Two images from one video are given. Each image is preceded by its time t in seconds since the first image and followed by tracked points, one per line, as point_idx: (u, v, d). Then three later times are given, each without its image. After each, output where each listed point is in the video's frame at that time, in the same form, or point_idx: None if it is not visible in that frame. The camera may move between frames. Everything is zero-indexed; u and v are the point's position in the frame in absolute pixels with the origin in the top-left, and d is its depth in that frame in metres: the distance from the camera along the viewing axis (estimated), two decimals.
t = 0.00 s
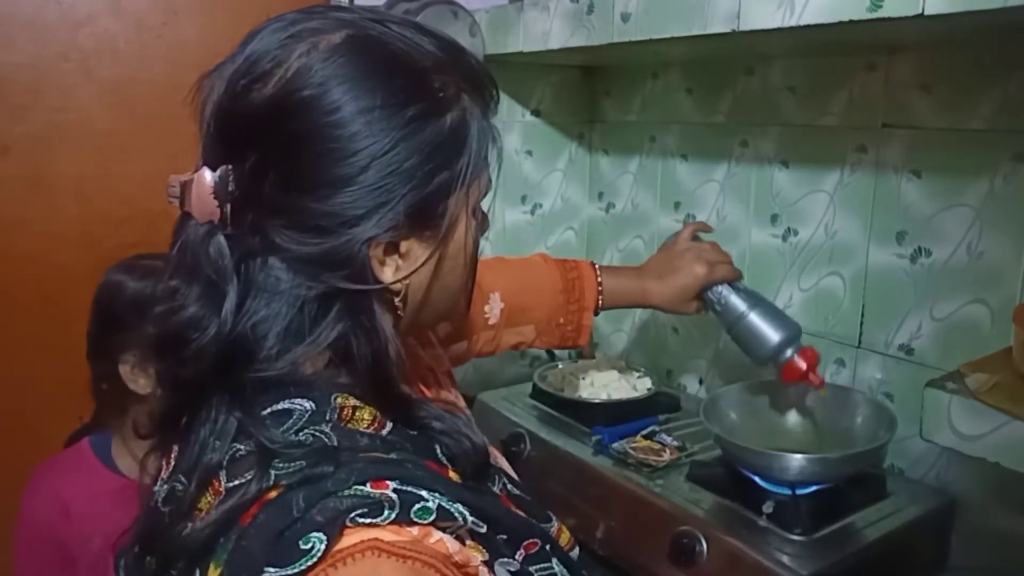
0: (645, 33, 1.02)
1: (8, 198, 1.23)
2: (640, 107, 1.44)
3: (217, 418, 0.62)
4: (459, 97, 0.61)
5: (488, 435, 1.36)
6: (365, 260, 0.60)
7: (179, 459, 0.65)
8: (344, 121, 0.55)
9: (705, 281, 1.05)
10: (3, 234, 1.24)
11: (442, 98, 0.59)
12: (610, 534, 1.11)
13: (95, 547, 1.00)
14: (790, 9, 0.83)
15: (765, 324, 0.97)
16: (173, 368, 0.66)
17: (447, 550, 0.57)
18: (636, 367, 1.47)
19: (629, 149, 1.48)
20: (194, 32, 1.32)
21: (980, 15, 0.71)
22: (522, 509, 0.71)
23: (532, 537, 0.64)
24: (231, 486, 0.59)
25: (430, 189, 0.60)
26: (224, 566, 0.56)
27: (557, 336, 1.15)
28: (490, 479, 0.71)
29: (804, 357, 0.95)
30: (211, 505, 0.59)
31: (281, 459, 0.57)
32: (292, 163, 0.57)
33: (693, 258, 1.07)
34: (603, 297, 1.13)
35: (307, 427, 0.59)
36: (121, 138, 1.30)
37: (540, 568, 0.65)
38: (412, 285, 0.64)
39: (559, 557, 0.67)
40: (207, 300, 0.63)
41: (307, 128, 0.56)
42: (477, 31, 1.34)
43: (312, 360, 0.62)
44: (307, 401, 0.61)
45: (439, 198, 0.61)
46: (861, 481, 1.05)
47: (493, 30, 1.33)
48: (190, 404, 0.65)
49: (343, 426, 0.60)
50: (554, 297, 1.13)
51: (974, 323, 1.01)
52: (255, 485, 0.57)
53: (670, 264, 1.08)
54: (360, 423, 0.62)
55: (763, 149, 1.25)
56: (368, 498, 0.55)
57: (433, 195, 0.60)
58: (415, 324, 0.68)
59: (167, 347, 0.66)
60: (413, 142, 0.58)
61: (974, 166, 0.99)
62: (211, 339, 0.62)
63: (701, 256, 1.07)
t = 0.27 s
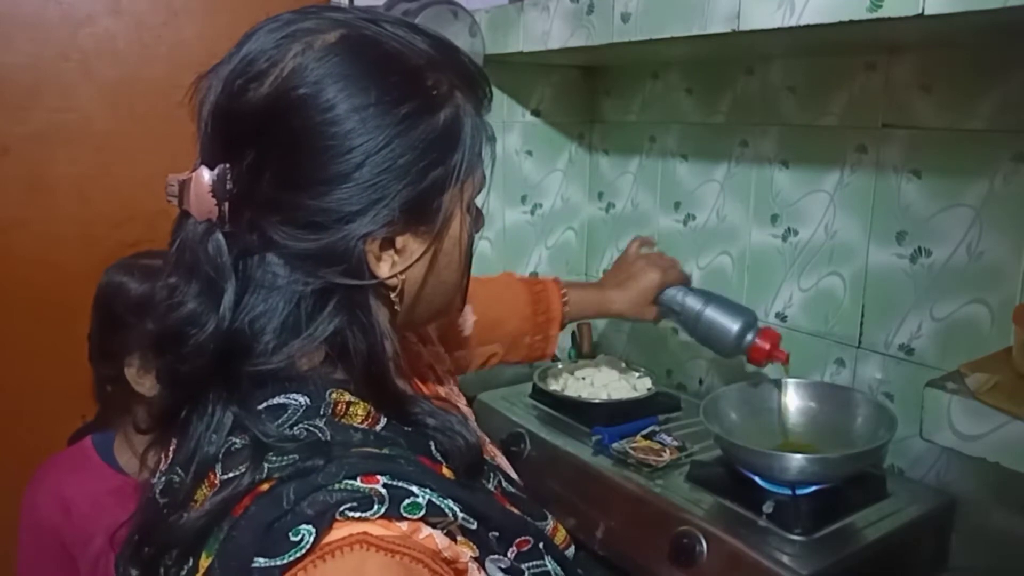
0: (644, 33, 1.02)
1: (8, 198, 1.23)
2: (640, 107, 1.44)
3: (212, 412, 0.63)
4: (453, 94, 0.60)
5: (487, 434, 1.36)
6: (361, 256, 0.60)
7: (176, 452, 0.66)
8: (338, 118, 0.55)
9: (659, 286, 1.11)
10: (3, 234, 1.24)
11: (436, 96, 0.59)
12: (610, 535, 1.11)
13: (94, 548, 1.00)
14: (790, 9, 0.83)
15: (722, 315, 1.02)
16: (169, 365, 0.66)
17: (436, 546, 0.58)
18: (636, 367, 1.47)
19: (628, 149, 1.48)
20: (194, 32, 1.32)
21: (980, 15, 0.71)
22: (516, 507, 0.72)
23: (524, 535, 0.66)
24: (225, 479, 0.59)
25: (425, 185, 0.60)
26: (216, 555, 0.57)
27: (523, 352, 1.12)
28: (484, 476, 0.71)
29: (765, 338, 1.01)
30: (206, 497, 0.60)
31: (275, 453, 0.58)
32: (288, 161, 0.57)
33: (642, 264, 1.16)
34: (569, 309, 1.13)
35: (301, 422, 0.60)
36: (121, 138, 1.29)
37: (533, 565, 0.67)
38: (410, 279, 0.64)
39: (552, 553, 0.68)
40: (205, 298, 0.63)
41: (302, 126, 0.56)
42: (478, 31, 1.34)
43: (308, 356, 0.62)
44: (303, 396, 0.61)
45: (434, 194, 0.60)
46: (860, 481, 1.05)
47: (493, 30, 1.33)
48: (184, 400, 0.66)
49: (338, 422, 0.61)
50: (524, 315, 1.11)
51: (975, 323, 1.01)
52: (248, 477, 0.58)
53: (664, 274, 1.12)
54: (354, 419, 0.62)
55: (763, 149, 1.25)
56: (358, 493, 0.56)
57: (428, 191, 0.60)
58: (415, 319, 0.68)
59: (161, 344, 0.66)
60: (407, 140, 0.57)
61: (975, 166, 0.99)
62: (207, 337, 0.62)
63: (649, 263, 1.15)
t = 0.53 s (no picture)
0: (644, 33, 1.02)
1: (8, 197, 1.23)
2: (641, 107, 1.44)
3: (211, 395, 0.66)
4: (424, 85, 0.62)
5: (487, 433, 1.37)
6: (344, 243, 0.62)
7: (180, 436, 0.68)
8: (314, 113, 0.57)
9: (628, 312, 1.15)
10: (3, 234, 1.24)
11: (408, 87, 0.61)
12: (611, 535, 1.11)
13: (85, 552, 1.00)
14: (790, 8, 0.83)
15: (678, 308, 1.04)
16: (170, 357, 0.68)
17: (438, 510, 0.61)
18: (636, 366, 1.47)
19: (629, 149, 1.48)
20: (194, 32, 1.32)
21: (981, 15, 0.71)
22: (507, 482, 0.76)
23: (518, 504, 0.69)
24: (230, 457, 0.62)
25: (403, 173, 0.61)
26: (228, 529, 0.59)
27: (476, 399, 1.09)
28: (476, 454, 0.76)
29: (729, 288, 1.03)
30: (212, 476, 0.62)
31: (279, 427, 0.61)
32: (270, 157, 0.59)
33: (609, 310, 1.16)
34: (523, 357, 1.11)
35: (301, 400, 0.62)
36: (121, 138, 1.30)
37: (527, 534, 0.70)
38: (392, 265, 0.67)
39: (543, 525, 0.72)
40: (198, 292, 0.67)
41: (280, 123, 0.58)
42: (478, 31, 1.34)
43: (299, 340, 0.64)
44: (301, 377, 0.63)
45: (412, 181, 0.62)
46: (860, 482, 1.05)
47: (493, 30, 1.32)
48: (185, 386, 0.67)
49: (337, 400, 0.63)
50: (474, 367, 1.08)
51: (975, 323, 1.01)
52: (254, 454, 0.60)
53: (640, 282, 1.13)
54: (353, 395, 0.65)
55: (763, 149, 1.25)
56: (362, 459, 0.59)
57: (405, 179, 0.62)
58: (398, 301, 0.71)
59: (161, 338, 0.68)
60: (382, 131, 0.59)
61: (974, 166, 0.99)
62: (202, 330, 0.65)
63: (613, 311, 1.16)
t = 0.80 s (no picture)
0: (644, 33, 1.02)
1: (8, 196, 1.23)
2: (641, 107, 1.44)
3: (202, 381, 0.66)
4: (399, 77, 0.63)
5: (486, 432, 1.37)
6: (326, 232, 0.63)
7: (174, 425, 0.68)
8: (293, 106, 0.58)
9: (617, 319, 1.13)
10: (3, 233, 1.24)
11: (383, 79, 0.62)
12: (611, 535, 1.11)
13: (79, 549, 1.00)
14: (790, 9, 0.83)
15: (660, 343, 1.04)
16: (164, 348, 0.69)
17: (428, 486, 0.61)
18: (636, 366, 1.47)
19: (629, 149, 1.48)
20: (194, 32, 1.32)
21: (982, 15, 0.71)
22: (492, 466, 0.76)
23: (505, 484, 0.69)
24: (225, 441, 0.62)
25: (380, 162, 0.62)
26: (224, 510, 0.59)
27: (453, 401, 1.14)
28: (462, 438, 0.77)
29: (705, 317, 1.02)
30: (207, 460, 0.62)
31: (271, 411, 0.61)
32: (251, 150, 0.60)
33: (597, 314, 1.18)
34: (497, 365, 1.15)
35: (294, 384, 0.63)
36: (121, 137, 1.29)
37: (515, 514, 0.70)
38: (374, 252, 0.68)
39: (530, 509, 0.72)
40: (185, 284, 0.68)
41: (259, 117, 0.58)
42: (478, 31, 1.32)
43: (285, 326, 0.66)
44: (292, 363, 0.64)
45: (389, 170, 0.63)
46: (860, 482, 1.05)
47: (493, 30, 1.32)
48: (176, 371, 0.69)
49: (327, 383, 0.64)
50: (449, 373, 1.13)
51: (975, 323, 1.01)
52: (248, 437, 0.61)
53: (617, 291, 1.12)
54: (342, 380, 0.65)
55: (763, 149, 1.25)
56: (354, 437, 0.59)
57: (383, 168, 0.63)
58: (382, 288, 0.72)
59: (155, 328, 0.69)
60: (359, 122, 0.60)
61: (974, 166, 0.99)
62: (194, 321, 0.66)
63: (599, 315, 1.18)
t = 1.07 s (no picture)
0: (644, 34, 1.02)
1: (8, 196, 1.23)
2: (640, 107, 1.44)
3: (194, 377, 0.66)
4: (388, 75, 0.63)
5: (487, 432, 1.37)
6: (316, 229, 0.63)
7: (165, 420, 0.69)
8: (283, 104, 0.58)
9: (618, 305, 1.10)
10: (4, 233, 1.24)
11: (371, 77, 0.62)
12: (611, 535, 1.11)
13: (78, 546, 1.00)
14: (790, 9, 0.83)
15: (654, 333, 0.98)
16: (156, 344, 0.69)
17: (412, 484, 0.62)
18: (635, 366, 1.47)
19: (628, 150, 1.48)
20: (194, 32, 1.32)
21: (981, 15, 0.71)
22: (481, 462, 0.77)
23: (493, 482, 0.70)
24: (213, 437, 0.62)
25: (370, 159, 0.62)
26: (209, 504, 0.59)
27: (449, 381, 1.14)
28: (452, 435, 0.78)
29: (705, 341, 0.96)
30: (195, 455, 0.63)
31: (259, 408, 0.62)
32: (240, 148, 0.60)
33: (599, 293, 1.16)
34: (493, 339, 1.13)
35: (281, 382, 0.63)
36: (121, 137, 1.29)
37: (502, 512, 0.70)
38: (363, 248, 0.68)
39: (519, 505, 0.72)
40: (177, 280, 0.67)
41: (249, 115, 0.58)
42: (478, 31, 1.33)
43: (275, 323, 0.65)
44: (282, 360, 0.64)
45: (379, 166, 0.63)
46: (860, 482, 1.05)
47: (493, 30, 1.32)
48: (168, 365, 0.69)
49: (315, 381, 0.64)
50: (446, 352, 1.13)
51: (975, 324, 1.01)
52: (234, 433, 0.61)
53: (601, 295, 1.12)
54: (330, 377, 0.65)
55: (763, 148, 1.25)
56: (339, 435, 0.60)
57: (372, 165, 0.63)
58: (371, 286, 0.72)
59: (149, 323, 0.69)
60: (348, 120, 0.60)
61: (973, 167, 0.99)
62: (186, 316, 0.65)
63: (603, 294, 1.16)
